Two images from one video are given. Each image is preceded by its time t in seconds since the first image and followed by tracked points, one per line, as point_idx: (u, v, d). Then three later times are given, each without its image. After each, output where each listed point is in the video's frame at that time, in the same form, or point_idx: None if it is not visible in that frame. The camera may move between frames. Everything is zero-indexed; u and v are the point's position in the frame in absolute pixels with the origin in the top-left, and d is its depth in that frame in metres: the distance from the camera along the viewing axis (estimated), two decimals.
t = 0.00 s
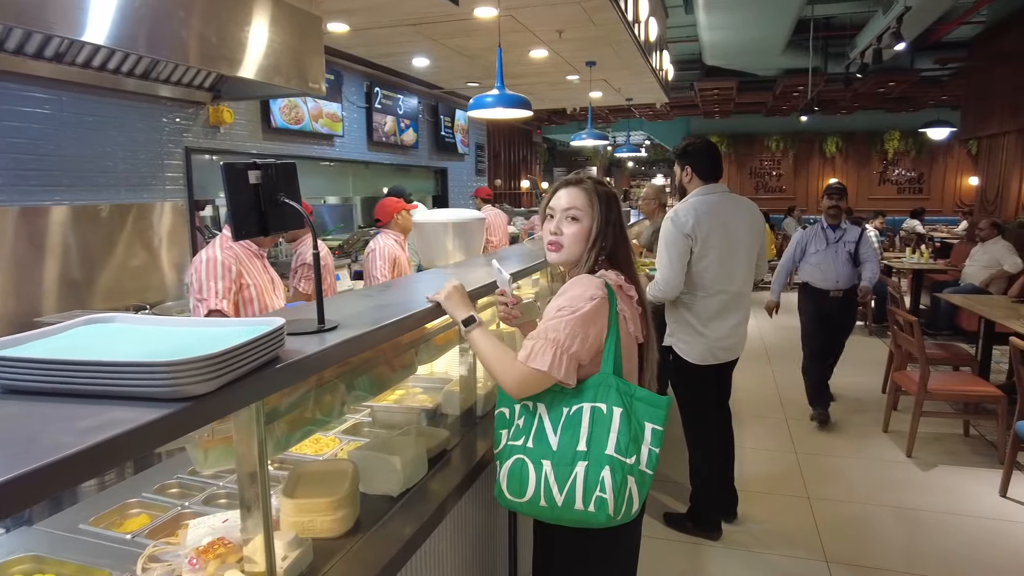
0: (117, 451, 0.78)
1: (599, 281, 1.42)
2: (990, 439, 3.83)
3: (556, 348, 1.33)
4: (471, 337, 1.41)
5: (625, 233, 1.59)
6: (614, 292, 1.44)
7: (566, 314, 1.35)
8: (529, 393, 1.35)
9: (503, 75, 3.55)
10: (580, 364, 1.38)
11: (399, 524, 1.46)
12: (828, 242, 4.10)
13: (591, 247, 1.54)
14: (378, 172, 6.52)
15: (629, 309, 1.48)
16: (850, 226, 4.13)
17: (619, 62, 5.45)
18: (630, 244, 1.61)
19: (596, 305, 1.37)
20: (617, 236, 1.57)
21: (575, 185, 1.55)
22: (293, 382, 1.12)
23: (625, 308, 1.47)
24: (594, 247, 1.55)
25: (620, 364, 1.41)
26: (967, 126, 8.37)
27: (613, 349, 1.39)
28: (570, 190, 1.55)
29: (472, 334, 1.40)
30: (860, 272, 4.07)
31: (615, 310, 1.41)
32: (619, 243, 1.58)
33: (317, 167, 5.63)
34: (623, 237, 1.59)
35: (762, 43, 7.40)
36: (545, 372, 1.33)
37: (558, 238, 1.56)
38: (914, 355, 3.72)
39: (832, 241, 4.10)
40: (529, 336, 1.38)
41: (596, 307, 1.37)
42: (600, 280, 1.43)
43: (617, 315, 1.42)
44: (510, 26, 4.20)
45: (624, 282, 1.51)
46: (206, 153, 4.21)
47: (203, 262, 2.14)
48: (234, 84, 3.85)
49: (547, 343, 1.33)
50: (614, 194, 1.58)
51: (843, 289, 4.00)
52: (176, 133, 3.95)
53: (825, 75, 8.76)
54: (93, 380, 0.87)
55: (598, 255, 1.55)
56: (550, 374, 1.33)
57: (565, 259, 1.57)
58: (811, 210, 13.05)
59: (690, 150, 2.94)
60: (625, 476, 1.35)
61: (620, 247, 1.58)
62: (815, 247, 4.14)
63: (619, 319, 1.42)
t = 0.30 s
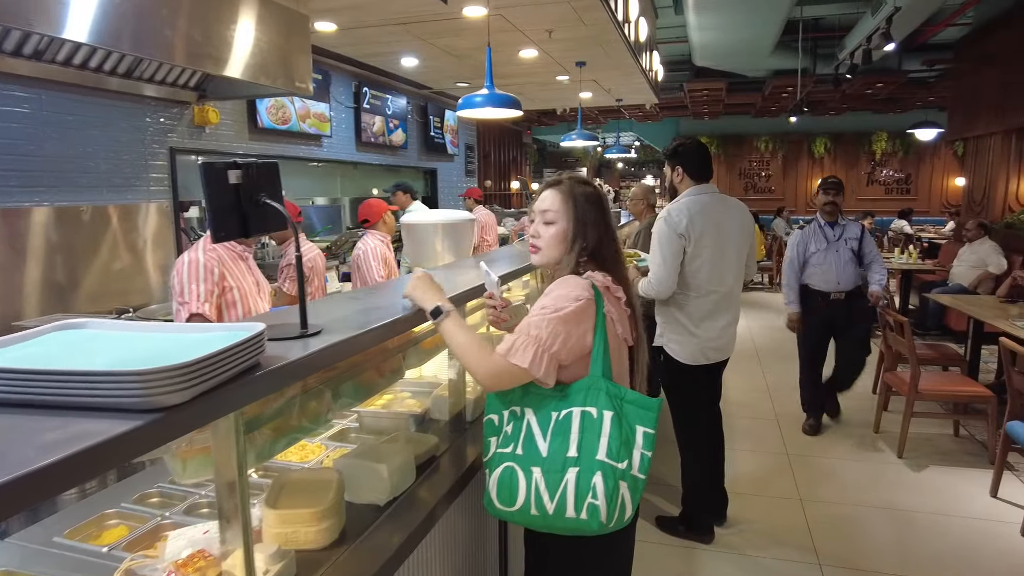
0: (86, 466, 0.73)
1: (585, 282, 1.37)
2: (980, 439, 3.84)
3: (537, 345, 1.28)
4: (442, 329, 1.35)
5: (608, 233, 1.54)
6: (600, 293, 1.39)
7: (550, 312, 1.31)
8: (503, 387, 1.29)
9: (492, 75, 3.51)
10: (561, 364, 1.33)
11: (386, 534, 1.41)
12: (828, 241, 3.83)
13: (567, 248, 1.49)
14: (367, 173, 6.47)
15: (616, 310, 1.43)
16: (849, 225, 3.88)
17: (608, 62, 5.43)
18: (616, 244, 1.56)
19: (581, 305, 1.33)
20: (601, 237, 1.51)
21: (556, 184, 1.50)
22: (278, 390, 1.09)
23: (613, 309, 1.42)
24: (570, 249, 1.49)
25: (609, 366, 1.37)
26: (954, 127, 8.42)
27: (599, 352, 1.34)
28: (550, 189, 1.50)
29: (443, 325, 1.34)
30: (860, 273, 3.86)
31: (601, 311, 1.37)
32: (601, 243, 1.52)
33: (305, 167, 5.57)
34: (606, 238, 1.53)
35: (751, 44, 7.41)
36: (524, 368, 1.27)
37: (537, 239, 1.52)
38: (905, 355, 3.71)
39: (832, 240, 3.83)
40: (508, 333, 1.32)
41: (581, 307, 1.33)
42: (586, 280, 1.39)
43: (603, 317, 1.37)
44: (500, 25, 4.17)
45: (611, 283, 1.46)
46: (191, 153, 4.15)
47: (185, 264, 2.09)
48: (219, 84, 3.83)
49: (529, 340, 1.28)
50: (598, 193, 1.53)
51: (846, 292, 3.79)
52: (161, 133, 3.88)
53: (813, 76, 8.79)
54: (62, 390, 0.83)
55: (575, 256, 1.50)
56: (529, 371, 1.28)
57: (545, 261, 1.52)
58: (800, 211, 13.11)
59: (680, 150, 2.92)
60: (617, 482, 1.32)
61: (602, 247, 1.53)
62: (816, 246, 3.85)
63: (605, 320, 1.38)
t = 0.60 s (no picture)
0: (19, 498, 0.68)
1: (558, 294, 1.34)
2: (970, 446, 3.82)
3: (511, 361, 1.25)
4: (410, 343, 1.34)
5: (584, 245, 1.47)
6: (573, 305, 1.34)
7: (521, 326, 1.27)
8: (478, 406, 1.25)
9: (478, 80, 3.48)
10: (535, 379, 1.30)
11: (360, 555, 1.37)
12: (842, 259, 3.54)
13: (533, 260, 1.44)
14: (356, 178, 6.42)
15: (591, 323, 1.38)
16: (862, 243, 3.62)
17: (597, 68, 5.41)
18: (594, 256, 1.49)
19: (553, 318, 1.29)
20: (575, 249, 1.46)
21: (527, 196, 1.47)
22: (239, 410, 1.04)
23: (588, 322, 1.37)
24: (538, 262, 1.44)
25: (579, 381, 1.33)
26: (942, 132, 8.46)
27: (570, 366, 1.31)
28: (521, 201, 1.47)
29: (409, 341, 1.33)
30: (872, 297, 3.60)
31: (574, 325, 1.33)
32: (575, 255, 1.45)
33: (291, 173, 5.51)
34: (579, 249, 1.46)
35: (741, 50, 7.42)
36: (498, 385, 1.24)
37: (510, 252, 1.50)
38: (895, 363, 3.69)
39: (847, 258, 3.55)
40: (484, 348, 1.29)
41: (553, 319, 1.29)
42: (560, 292, 1.35)
43: (576, 330, 1.33)
44: (487, 31, 4.13)
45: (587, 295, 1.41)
46: (175, 160, 4.10)
47: (159, 275, 2.06)
48: (203, 90, 3.77)
49: (503, 355, 1.25)
50: (573, 203, 1.47)
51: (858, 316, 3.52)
52: (143, 139, 3.83)
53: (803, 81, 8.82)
54: None
55: (545, 269, 1.44)
56: (503, 388, 1.24)
57: (517, 274, 1.49)
58: (791, 216, 13.16)
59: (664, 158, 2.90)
60: (581, 501, 1.27)
61: (577, 259, 1.45)
62: (829, 264, 3.56)
63: (578, 334, 1.34)
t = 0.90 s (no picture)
0: None
1: (533, 311, 1.29)
2: (972, 464, 3.74)
3: (485, 381, 1.19)
4: (385, 362, 1.27)
5: (559, 261, 1.42)
6: (550, 323, 1.29)
7: (495, 345, 1.21)
8: (450, 431, 1.19)
9: (468, 94, 3.44)
10: (510, 401, 1.24)
11: None
12: (872, 275, 3.08)
13: (503, 278, 1.41)
14: (348, 193, 6.38)
15: (568, 342, 1.32)
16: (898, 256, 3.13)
17: (591, 83, 5.39)
18: (571, 272, 1.44)
19: (529, 336, 1.23)
20: (551, 266, 1.41)
21: (500, 211, 1.43)
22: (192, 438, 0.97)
23: (566, 341, 1.31)
24: (506, 279, 1.40)
25: (553, 403, 1.27)
26: (937, 147, 8.46)
27: (545, 387, 1.25)
28: (495, 217, 1.43)
29: (384, 360, 1.27)
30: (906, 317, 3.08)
31: (550, 345, 1.27)
32: (548, 271, 1.40)
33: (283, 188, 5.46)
34: (554, 266, 1.41)
35: (735, 65, 7.42)
36: (470, 407, 1.18)
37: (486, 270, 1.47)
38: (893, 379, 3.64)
39: (878, 273, 3.08)
40: (458, 369, 1.23)
41: (528, 338, 1.24)
42: (536, 310, 1.30)
43: (552, 350, 1.27)
44: (478, 45, 4.11)
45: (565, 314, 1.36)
46: (163, 174, 4.05)
47: (135, 292, 1.99)
48: (191, 104, 3.72)
49: (476, 376, 1.19)
50: (548, 219, 1.42)
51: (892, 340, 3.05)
52: (130, 153, 3.78)
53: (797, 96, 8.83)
54: None
55: (517, 288, 1.40)
56: (477, 411, 1.18)
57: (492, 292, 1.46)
58: (787, 230, 13.15)
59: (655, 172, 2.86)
60: (550, 531, 1.19)
61: (551, 276, 1.40)
62: (857, 280, 3.11)
63: (554, 354, 1.28)
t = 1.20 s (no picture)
0: None
1: (532, 319, 1.25)
2: (977, 474, 3.69)
3: (481, 392, 1.14)
4: (381, 371, 1.23)
5: (557, 267, 1.38)
6: (549, 332, 1.25)
7: (491, 354, 1.17)
8: (446, 444, 1.14)
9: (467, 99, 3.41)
10: (509, 412, 1.19)
11: None
12: (901, 297, 2.47)
13: (500, 286, 1.37)
14: (347, 200, 6.35)
15: (568, 350, 1.28)
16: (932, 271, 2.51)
17: (590, 89, 5.36)
18: (569, 278, 1.40)
19: (527, 345, 1.19)
20: (550, 273, 1.37)
21: (497, 216, 1.40)
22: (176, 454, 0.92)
23: (565, 349, 1.27)
24: (503, 285, 1.36)
25: (553, 414, 1.22)
26: (937, 153, 8.44)
27: (544, 398, 1.20)
28: (491, 222, 1.40)
29: (381, 368, 1.22)
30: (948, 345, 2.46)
31: (549, 354, 1.23)
32: (546, 278, 1.37)
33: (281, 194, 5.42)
34: (552, 272, 1.37)
35: (735, 71, 7.40)
36: (466, 419, 1.13)
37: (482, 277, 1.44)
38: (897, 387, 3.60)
39: (909, 294, 2.47)
40: (453, 380, 1.19)
41: (526, 347, 1.20)
42: (535, 317, 1.26)
43: (552, 359, 1.23)
44: (477, 50, 4.08)
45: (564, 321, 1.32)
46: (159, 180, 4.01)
47: (124, 300, 1.95)
48: (187, 109, 3.68)
49: (472, 387, 1.15)
50: (546, 224, 1.38)
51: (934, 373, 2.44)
52: (125, 158, 3.74)
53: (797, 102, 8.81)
54: None
55: (514, 294, 1.36)
56: (474, 423, 1.14)
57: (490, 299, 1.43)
58: (787, 236, 13.13)
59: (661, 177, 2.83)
60: (551, 549, 1.14)
61: (548, 283, 1.37)
62: (886, 303, 2.50)
63: (554, 364, 1.24)
